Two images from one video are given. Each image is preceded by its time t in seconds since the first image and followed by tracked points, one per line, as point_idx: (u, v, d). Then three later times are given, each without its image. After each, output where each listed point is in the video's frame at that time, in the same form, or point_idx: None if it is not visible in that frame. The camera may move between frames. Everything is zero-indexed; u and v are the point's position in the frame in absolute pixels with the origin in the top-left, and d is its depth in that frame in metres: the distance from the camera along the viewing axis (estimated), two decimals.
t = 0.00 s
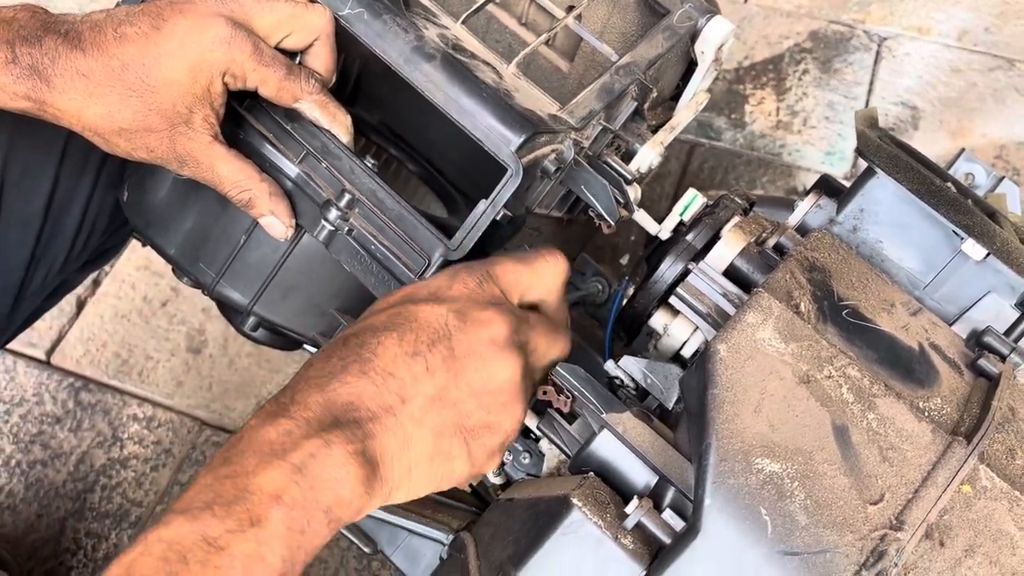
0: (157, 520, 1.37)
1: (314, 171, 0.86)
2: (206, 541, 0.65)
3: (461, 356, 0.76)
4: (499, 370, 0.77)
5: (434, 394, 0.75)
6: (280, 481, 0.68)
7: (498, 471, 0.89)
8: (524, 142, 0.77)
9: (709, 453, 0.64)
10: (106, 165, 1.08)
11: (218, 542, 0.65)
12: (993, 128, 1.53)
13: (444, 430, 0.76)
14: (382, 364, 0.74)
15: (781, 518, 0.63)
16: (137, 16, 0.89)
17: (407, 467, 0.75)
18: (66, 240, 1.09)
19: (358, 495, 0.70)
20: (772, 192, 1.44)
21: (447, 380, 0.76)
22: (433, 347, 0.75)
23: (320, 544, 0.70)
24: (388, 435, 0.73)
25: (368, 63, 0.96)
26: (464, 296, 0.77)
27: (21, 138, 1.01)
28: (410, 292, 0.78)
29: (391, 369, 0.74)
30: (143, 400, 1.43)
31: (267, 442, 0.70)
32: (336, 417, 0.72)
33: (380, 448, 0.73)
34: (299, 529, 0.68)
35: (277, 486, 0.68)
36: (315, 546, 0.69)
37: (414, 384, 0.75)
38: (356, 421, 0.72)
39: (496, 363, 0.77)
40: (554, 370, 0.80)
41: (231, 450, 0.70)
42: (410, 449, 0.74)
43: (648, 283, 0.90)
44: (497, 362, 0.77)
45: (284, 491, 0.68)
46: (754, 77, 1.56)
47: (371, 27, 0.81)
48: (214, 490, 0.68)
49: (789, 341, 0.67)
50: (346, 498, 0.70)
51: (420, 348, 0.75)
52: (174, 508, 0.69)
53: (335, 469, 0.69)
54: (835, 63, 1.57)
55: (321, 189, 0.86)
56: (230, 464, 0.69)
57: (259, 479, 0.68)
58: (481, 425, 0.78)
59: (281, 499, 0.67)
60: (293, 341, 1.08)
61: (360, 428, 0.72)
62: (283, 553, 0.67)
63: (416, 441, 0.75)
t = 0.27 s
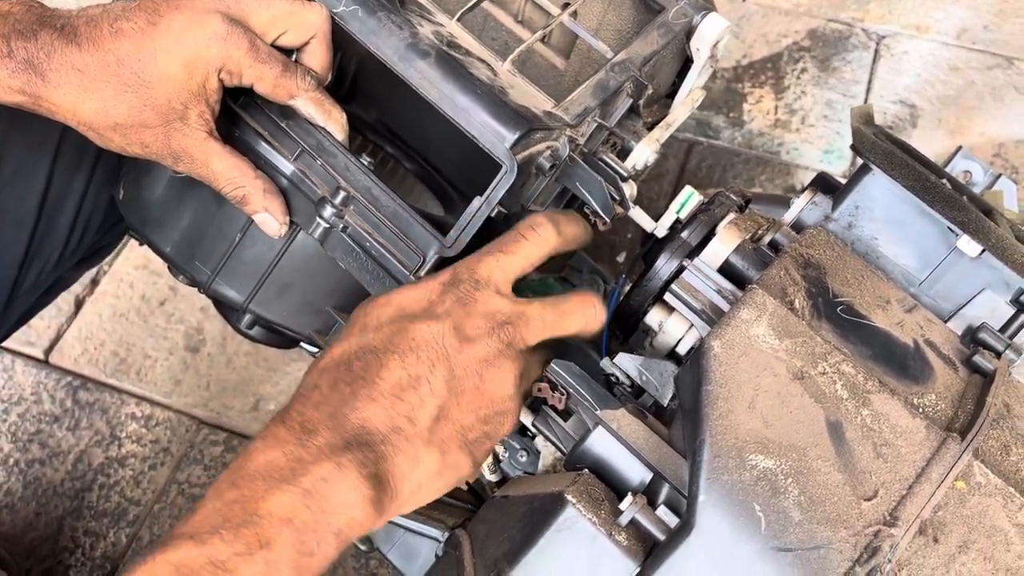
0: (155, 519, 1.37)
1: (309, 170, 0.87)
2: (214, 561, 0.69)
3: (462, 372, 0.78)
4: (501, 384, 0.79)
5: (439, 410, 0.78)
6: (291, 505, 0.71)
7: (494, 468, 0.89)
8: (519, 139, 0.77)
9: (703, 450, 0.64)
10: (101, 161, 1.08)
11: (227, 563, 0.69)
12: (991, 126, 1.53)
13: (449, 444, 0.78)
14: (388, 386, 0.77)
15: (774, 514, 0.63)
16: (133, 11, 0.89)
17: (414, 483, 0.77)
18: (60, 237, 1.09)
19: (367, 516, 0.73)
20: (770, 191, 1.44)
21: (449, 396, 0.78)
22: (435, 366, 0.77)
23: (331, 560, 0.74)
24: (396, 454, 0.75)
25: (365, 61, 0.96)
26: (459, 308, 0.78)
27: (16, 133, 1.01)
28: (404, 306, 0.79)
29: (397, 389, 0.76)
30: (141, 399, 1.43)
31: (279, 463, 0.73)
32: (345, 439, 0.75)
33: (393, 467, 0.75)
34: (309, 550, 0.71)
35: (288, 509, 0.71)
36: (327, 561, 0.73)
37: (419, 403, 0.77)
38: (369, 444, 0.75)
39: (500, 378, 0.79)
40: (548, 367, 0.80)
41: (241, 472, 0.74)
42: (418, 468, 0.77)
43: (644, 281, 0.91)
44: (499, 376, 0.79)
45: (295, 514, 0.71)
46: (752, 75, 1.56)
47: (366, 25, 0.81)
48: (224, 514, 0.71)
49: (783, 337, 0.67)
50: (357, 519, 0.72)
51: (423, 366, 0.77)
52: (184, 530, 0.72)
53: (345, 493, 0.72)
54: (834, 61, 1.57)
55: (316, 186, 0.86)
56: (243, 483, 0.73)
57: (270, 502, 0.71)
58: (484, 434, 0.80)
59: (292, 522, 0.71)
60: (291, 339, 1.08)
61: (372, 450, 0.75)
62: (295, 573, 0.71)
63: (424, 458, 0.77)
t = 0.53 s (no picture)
0: (158, 518, 1.37)
1: (310, 169, 0.87)
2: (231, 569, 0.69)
3: (466, 370, 0.77)
4: (502, 377, 0.78)
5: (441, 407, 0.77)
6: (304, 512, 0.71)
7: (496, 467, 0.90)
8: (519, 138, 0.77)
9: (703, 447, 0.64)
10: (86, 157, 1.09)
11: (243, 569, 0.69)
12: (992, 126, 1.53)
13: (454, 442, 0.78)
14: (384, 386, 0.76)
15: (775, 511, 0.63)
16: (135, 12, 0.89)
17: (422, 483, 0.77)
18: (50, 232, 1.08)
19: (378, 519, 0.74)
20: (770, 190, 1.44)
21: (453, 392, 0.77)
22: (438, 362, 0.76)
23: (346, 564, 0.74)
24: (402, 456, 0.76)
25: (366, 62, 0.96)
26: (461, 301, 0.77)
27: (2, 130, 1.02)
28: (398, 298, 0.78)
29: (401, 388, 0.76)
30: (144, 398, 1.44)
31: (287, 471, 0.73)
32: (352, 442, 0.75)
33: (399, 467, 0.76)
34: (323, 555, 0.72)
35: (301, 516, 0.72)
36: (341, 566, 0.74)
37: (422, 403, 0.76)
38: (373, 447, 0.75)
39: (500, 373, 0.78)
40: (549, 366, 0.81)
41: (255, 477, 0.74)
42: (425, 469, 0.77)
43: (644, 280, 0.91)
44: (501, 371, 0.78)
45: (309, 521, 0.72)
46: (753, 75, 1.57)
47: (367, 24, 0.82)
48: (240, 519, 0.72)
49: (783, 335, 0.67)
50: (368, 524, 0.73)
51: (425, 364, 0.76)
52: (199, 537, 0.72)
53: (358, 499, 0.73)
54: (835, 61, 1.57)
55: (318, 185, 0.86)
56: (254, 490, 0.73)
57: (282, 511, 0.71)
58: (488, 430, 0.79)
59: (306, 529, 0.71)
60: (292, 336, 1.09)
61: (378, 454, 0.75)
62: None
63: (430, 456, 0.77)
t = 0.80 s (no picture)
0: (161, 515, 1.38)
1: (313, 163, 0.87)
2: (212, 548, 0.69)
3: (455, 353, 0.77)
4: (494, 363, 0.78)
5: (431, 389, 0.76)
6: (282, 487, 0.70)
7: (498, 461, 0.90)
8: (521, 133, 0.78)
9: (707, 439, 0.65)
10: (28, 141, 1.06)
11: (224, 549, 0.69)
12: (993, 123, 1.53)
13: (439, 425, 0.77)
14: (374, 365, 0.75)
15: (778, 502, 0.63)
16: (138, 5, 0.89)
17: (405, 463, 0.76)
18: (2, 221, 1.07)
19: (358, 495, 0.72)
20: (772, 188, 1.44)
21: (443, 377, 0.77)
22: (427, 343, 0.76)
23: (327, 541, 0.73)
24: (383, 433, 0.74)
25: (368, 58, 0.97)
26: (458, 290, 0.78)
27: None
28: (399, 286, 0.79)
29: (385, 367, 0.75)
30: (147, 395, 1.44)
31: (267, 447, 0.72)
32: (334, 417, 0.74)
33: (381, 447, 0.74)
34: (302, 532, 0.71)
35: (279, 491, 0.70)
36: (322, 541, 0.73)
37: (407, 382, 0.75)
38: (356, 423, 0.74)
39: (492, 358, 0.78)
40: (552, 358, 0.80)
41: (236, 456, 0.73)
42: (408, 447, 0.76)
43: (648, 273, 0.91)
44: (492, 356, 0.78)
45: (287, 496, 0.70)
46: (755, 72, 1.57)
47: (370, 19, 0.82)
48: (219, 498, 0.71)
49: (786, 327, 0.68)
50: (346, 498, 0.72)
51: (412, 344, 0.76)
52: (180, 517, 0.72)
53: (335, 472, 0.71)
54: (836, 58, 1.57)
55: (321, 180, 0.87)
56: (234, 470, 0.72)
57: (262, 486, 0.71)
58: (478, 416, 0.79)
59: (283, 505, 0.70)
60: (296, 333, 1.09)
61: (359, 428, 0.74)
62: (292, 557, 0.70)
63: (413, 435, 0.76)
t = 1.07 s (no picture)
0: (163, 511, 1.38)
1: (314, 160, 0.87)
2: (207, 550, 0.68)
3: (460, 364, 0.79)
4: (494, 375, 0.80)
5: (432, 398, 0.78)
6: (281, 490, 0.70)
7: (498, 455, 0.90)
8: (519, 129, 0.78)
9: (704, 432, 0.65)
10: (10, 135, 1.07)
11: (218, 550, 0.68)
12: (993, 121, 1.53)
13: (438, 432, 0.78)
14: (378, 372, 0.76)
15: (775, 494, 0.63)
16: None
17: (403, 468, 0.77)
18: None
19: (353, 496, 0.72)
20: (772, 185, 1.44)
21: (444, 386, 0.78)
22: (434, 351, 0.78)
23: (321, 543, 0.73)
24: (383, 438, 0.75)
25: (367, 57, 0.97)
26: (463, 299, 0.80)
27: None
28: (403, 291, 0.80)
29: (390, 375, 0.76)
30: (148, 392, 1.45)
31: (264, 448, 0.72)
32: (333, 420, 0.74)
33: (379, 452, 0.75)
34: (299, 534, 0.71)
35: (276, 493, 0.70)
36: (316, 545, 0.73)
37: (411, 391, 0.76)
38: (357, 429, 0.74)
39: (494, 369, 0.80)
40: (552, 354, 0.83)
41: (232, 457, 0.73)
42: (406, 453, 0.76)
43: (646, 270, 0.91)
44: (493, 367, 0.79)
45: (284, 499, 0.70)
46: (755, 70, 1.57)
47: (369, 15, 0.82)
48: (215, 501, 0.71)
49: (783, 321, 0.68)
50: (342, 500, 0.72)
51: (419, 353, 0.77)
52: (175, 520, 0.71)
53: (333, 474, 0.71)
54: (836, 56, 1.58)
55: (321, 176, 0.87)
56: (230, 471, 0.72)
57: (258, 488, 0.70)
58: (475, 427, 0.80)
59: (280, 507, 0.70)
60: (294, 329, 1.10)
61: (358, 433, 0.74)
62: (286, 559, 0.70)
63: (413, 441, 0.76)
